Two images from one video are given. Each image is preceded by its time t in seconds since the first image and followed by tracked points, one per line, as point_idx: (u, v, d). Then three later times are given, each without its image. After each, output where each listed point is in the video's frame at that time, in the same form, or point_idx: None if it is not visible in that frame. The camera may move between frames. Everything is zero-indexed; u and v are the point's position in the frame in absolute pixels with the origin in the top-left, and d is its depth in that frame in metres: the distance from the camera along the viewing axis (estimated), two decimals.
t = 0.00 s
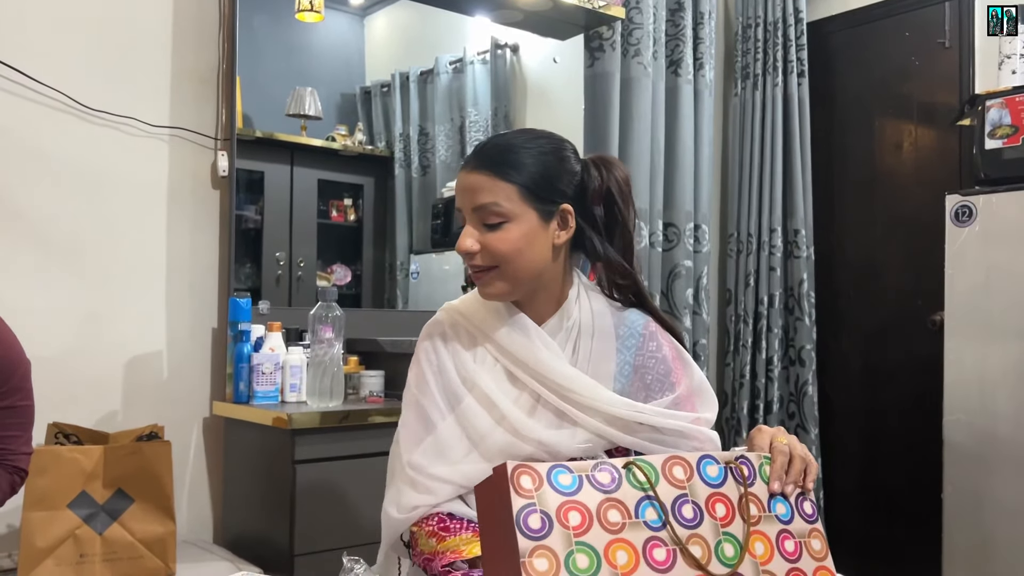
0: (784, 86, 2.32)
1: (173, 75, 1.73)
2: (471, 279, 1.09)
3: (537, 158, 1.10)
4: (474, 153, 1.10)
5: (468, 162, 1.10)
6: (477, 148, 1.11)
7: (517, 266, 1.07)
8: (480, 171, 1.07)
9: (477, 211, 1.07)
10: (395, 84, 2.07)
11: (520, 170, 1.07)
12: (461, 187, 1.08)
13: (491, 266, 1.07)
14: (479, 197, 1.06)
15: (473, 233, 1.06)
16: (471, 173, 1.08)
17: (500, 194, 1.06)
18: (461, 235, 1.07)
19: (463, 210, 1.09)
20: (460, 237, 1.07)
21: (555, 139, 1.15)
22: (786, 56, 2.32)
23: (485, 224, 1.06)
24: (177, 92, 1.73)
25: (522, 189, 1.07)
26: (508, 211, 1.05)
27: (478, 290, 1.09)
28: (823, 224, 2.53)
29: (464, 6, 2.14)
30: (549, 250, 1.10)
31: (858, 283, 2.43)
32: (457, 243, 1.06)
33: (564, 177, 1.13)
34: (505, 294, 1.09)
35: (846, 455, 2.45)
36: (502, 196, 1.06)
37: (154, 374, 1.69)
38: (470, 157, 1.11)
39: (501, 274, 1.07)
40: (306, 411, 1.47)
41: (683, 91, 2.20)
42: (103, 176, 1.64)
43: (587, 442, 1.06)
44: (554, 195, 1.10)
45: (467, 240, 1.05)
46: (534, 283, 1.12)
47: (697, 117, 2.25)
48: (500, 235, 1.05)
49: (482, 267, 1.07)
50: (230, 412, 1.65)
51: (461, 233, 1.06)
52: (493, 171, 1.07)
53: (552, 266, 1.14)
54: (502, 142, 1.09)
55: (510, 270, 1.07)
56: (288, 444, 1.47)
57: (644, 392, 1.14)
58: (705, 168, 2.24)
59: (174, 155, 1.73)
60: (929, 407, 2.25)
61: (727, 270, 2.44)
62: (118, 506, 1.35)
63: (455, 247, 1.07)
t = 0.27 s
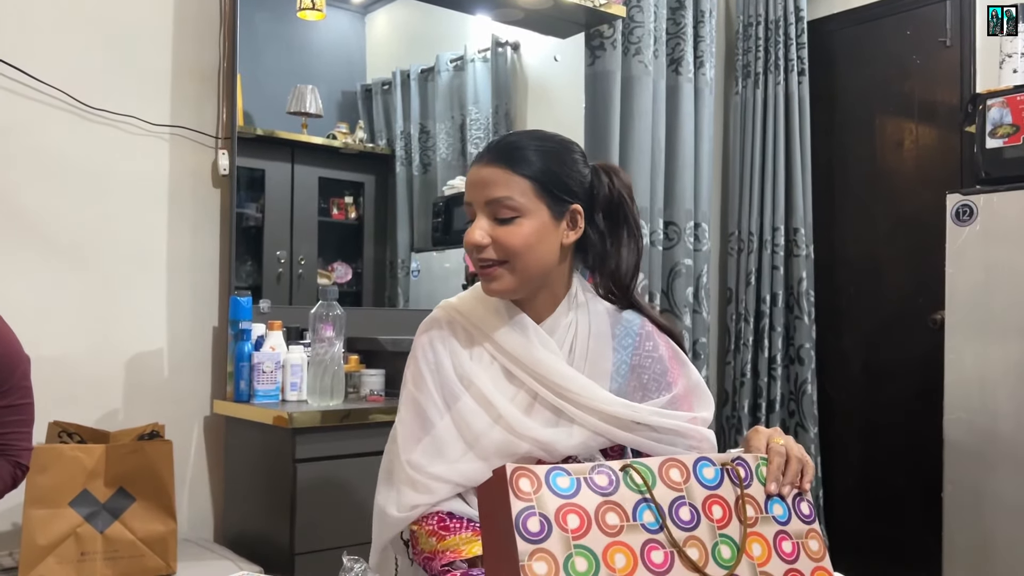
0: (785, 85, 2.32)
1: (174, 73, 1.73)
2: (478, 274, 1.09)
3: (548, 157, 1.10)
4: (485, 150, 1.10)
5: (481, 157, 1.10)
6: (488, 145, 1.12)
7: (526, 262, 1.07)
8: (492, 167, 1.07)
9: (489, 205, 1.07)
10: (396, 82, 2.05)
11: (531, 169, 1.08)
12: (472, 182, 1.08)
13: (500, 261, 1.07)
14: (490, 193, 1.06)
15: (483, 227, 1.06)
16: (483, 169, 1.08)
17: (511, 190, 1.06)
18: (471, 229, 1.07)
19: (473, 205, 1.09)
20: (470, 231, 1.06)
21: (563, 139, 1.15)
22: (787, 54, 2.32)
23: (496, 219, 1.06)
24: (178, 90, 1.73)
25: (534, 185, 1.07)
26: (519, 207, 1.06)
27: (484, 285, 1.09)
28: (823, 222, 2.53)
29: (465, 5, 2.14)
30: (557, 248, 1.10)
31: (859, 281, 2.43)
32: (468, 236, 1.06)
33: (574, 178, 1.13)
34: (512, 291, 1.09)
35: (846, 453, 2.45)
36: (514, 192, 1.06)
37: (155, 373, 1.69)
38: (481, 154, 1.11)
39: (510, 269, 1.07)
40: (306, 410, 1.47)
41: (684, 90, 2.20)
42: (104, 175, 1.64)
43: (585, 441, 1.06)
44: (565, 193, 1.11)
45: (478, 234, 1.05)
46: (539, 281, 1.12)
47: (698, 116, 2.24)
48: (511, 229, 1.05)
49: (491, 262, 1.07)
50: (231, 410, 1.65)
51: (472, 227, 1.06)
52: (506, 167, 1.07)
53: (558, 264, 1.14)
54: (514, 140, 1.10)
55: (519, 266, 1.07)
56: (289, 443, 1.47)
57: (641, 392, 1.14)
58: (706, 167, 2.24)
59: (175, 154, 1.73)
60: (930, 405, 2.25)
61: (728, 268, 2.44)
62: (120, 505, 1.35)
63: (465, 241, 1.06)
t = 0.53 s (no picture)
0: (785, 84, 2.32)
1: (175, 73, 1.73)
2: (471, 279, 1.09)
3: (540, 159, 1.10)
4: (478, 153, 1.10)
5: (473, 161, 1.10)
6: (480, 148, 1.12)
7: (519, 266, 1.07)
8: (484, 171, 1.07)
9: (480, 210, 1.07)
10: (397, 81, 2.05)
11: (523, 171, 1.08)
12: (465, 186, 1.08)
13: (492, 266, 1.07)
14: (482, 197, 1.06)
15: (475, 232, 1.06)
16: (475, 173, 1.08)
17: (504, 193, 1.06)
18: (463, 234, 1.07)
19: (466, 210, 1.09)
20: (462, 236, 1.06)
21: (557, 140, 1.15)
22: (788, 53, 2.32)
23: (489, 223, 1.06)
24: (178, 89, 1.74)
25: (525, 190, 1.07)
26: (511, 211, 1.06)
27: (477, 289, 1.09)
28: (824, 221, 2.53)
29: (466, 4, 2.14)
30: (549, 252, 1.10)
31: (860, 280, 2.43)
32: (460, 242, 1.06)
33: (567, 180, 1.13)
34: (505, 295, 1.09)
35: (847, 453, 2.45)
36: (506, 196, 1.06)
37: (155, 371, 1.69)
38: (473, 157, 1.11)
39: (502, 274, 1.07)
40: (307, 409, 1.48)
41: (685, 89, 2.19)
42: (106, 174, 1.64)
43: (584, 441, 1.07)
44: (556, 196, 1.11)
45: (470, 239, 1.05)
46: (532, 283, 1.12)
47: (699, 115, 2.24)
48: (502, 234, 1.05)
49: (483, 267, 1.07)
50: (232, 409, 1.65)
51: (464, 232, 1.06)
52: (498, 171, 1.07)
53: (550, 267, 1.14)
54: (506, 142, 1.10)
55: (511, 270, 1.07)
56: (289, 441, 1.47)
57: (640, 392, 1.14)
58: (706, 166, 2.24)
59: (176, 153, 1.73)
60: (930, 405, 2.25)
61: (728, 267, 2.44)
62: (121, 503, 1.35)
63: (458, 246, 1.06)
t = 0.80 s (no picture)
0: (785, 84, 2.32)
1: (175, 73, 1.73)
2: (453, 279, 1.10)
3: (525, 160, 1.11)
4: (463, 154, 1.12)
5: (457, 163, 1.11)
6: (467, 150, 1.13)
7: (496, 265, 1.07)
8: (466, 171, 1.09)
9: (460, 210, 1.08)
10: (397, 81, 2.06)
11: (507, 172, 1.09)
12: (447, 187, 1.10)
13: (471, 265, 1.08)
14: (463, 197, 1.08)
15: (454, 231, 1.08)
16: (457, 173, 1.10)
17: (482, 193, 1.07)
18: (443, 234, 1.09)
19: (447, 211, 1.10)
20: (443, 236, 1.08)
21: (545, 144, 1.16)
22: (787, 54, 2.32)
23: (468, 223, 1.08)
24: (178, 90, 1.74)
25: (503, 190, 1.08)
26: (489, 211, 1.07)
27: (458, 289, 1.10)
28: (823, 221, 2.53)
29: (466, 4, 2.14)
30: (529, 253, 1.10)
31: (859, 280, 2.43)
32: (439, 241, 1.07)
33: (551, 182, 1.13)
34: (484, 295, 1.10)
35: (847, 452, 2.45)
36: (485, 196, 1.07)
37: (155, 371, 1.69)
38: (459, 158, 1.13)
39: (479, 274, 1.08)
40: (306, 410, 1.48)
41: (684, 89, 2.20)
42: (105, 174, 1.64)
43: (578, 444, 1.07)
44: (541, 197, 1.11)
45: (448, 238, 1.07)
46: (516, 284, 1.12)
47: (698, 115, 2.24)
48: (477, 234, 1.06)
49: (461, 266, 1.08)
50: (231, 409, 1.66)
51: (444, 232, 1.08)
52: (477, 172, 1.08)
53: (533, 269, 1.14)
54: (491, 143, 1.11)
55: (490, 269, 1.07)
56: (289, 441, 1.48)
57: (633, 393, 1.14)
58: (706, 166, 2.24)
59: (175, 153, 1.73)
60: (929, 405, 2.25)
61: (728, 267, 2.44)
62: (121, 504, 1.35)
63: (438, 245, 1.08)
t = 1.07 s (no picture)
0: (782, 84, 2.31)
1: (171, 73, 1.73)
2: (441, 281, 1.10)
3: (512, 161, 1.11)
4: (450, 155, 1.12)
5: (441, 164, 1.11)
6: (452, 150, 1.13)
7: (484, 267, 1.07)
8: (452, 172, 1.08)
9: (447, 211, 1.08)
10: (393, 81, 2.05)
11: (494, 173, 1.08)
12: (433, 189, 1.10)
13: (458, 266, 1.08)
14: (449, 198, 1.07)
15: (441, 234, 1.08)
16: (443, 175, 1.09)
17: (468, 195, 1.07)
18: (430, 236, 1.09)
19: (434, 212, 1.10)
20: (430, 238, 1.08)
21: (532, 145, 1.16)
22: (784, 54, 2.33)
23: (455, 225, 1.07)
24: (174, 90, 1.73)
25: (490, 191, 1.08)
26: (475, 212, 1.07)
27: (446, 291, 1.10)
28: (820, 221, 2.54)
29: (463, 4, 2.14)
30: (518, 253, 1.10)
31: (856, 280, 2.43)
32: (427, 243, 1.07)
33: (538, 182, 1.13)
34: (473, 297, 1.09)
35: (844, 452, 2.45)
36: (471, 198, 1.07)
37: (151, 372, 1.69)
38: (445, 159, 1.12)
39: (468, 275, 1.08)
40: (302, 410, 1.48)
41: (681, 89, 2.20)
42: (101, 174, 1.64)
43: (567, 445, 1.06)
44: (528, 198, 1.11)
45: (435, 240, 1.06)
46: (503, 284, 1.12)
47: (695, 115, 2.24)
48: (466, 236, 1.06)
49: (450, 268, 1.08)
50: (228, 410, 1.65)
51: (431, 234, 1.08)
52: (464, 173, 1.08)
53: (522, 269, 1.14)
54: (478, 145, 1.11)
55: (477, 271, 1.07)
56: (286, 441, 1.47)
57: (623, 393, 1.15)
58: (703, 166, 2.24)
59: (172, 153, 1.73)
60: (926, 405, 2.25)
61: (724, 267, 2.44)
62: (117, 505, 1.35)
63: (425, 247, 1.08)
